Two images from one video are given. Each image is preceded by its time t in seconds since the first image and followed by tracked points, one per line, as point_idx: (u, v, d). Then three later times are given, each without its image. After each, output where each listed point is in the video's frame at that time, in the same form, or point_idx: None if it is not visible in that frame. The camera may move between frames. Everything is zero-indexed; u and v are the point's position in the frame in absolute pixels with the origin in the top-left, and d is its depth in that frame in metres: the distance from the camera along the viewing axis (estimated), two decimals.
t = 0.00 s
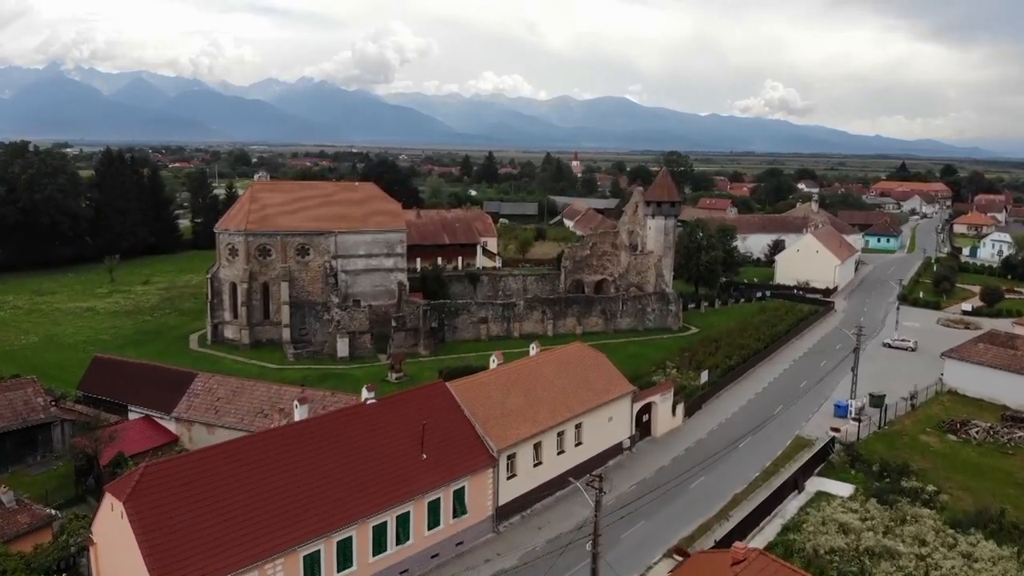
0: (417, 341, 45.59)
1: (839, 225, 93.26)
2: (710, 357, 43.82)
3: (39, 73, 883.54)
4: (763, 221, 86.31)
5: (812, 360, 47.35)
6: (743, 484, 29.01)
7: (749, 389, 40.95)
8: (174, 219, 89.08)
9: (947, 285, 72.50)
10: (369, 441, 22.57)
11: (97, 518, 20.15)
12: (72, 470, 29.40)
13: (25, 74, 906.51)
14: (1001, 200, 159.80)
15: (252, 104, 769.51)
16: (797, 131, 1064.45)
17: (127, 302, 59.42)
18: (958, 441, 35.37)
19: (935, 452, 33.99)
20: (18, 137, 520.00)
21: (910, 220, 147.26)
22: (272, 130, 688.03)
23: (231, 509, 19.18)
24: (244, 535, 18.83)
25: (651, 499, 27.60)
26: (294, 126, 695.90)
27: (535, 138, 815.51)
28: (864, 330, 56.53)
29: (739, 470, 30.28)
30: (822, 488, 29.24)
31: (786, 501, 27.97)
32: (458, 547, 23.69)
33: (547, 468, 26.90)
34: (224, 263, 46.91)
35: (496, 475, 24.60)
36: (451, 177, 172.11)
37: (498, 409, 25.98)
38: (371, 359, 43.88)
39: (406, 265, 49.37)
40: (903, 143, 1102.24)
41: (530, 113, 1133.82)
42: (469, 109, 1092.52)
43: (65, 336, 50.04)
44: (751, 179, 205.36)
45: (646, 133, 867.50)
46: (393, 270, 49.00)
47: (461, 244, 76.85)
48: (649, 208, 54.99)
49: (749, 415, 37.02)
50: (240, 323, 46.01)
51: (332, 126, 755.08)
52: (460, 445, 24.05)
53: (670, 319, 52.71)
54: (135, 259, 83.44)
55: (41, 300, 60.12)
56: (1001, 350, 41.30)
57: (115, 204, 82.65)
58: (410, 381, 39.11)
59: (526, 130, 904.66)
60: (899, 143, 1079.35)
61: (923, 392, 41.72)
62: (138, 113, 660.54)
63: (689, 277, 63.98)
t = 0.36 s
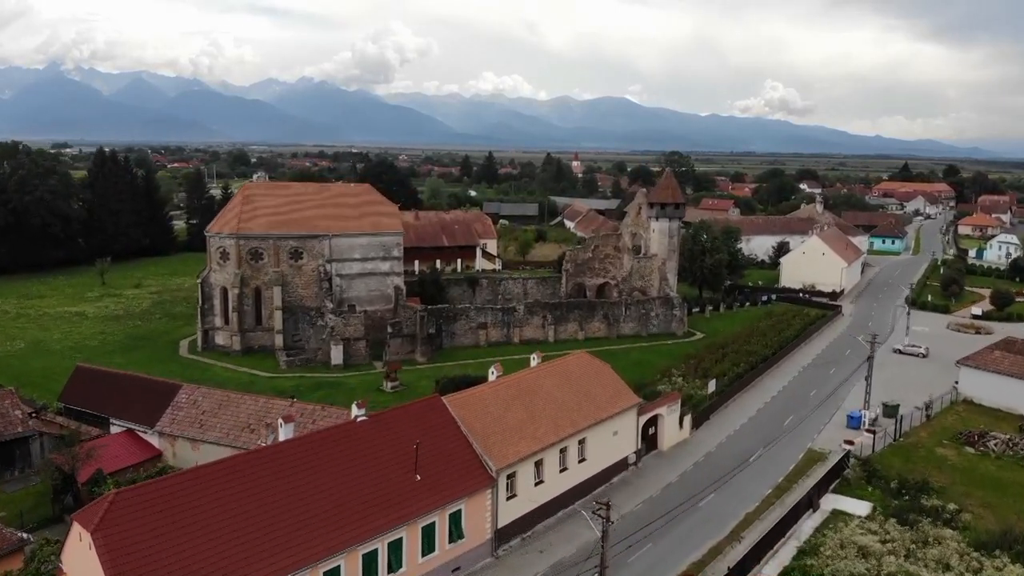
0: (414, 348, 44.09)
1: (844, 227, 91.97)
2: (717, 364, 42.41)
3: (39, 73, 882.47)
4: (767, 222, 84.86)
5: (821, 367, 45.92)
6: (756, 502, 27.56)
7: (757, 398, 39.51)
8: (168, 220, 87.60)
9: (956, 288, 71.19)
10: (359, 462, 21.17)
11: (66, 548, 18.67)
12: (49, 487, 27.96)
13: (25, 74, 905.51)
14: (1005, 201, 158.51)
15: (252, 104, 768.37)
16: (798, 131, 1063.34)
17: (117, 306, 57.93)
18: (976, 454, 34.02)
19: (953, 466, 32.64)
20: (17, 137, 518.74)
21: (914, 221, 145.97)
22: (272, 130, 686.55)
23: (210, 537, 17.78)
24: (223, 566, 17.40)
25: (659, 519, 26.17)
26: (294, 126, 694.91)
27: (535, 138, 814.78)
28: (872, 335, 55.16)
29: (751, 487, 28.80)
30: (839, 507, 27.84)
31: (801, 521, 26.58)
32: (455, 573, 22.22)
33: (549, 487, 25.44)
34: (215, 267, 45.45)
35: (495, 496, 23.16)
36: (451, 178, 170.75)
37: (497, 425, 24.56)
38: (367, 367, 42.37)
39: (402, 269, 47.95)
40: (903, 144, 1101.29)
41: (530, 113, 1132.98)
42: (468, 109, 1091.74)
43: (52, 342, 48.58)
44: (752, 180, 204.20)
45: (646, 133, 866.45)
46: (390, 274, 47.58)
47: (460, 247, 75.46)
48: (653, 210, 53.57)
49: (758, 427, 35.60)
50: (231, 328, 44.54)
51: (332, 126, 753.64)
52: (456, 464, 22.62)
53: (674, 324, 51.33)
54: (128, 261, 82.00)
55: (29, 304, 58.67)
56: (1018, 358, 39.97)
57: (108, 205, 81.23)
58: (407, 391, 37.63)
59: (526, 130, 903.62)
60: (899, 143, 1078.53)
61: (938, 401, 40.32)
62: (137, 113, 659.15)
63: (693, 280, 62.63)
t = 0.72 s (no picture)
0: (410, 355, 42.54)
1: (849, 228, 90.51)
2: (724, 372, 40.94)
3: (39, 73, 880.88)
4: (771, 223, 83.44)
5: (831, 375, 44.46)
6: (769, 523, 26.07)
7: (768, 409, 38.02)
8: (162, 222, 86.12)
9: (965, 291, 69.75)
10: (347, 485, 19.70)
11: None
12: (23, 507, 26.43)
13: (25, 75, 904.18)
14: (1010, 202, 156.95)
15: (252, 105, 767.10)
16: (798, 131, 1063.52)
17: (106, 310, 56.46)
18: (996, 468, 32.58)
19: (973, 480, 31.20)
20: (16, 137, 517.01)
21: (917, 222, 144.62)
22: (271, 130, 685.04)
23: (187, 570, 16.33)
24: None
25: (667, 541, 24.67)
26: (294, 126, 693.69)
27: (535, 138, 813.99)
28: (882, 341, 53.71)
29: (764, 506, 27.31)
30: (856, 527, 26.39)
31: (818, 544, 25.12)
32: None
33: (551, 508, 23.96)
34: (205, 271, 44.00)
35: (494, 520, 21.68)
36: (450, 178, 169.29)
37: (496, 442, 23.07)
38: (362, 375, 40.85)
39: (399, 273, 46.45)
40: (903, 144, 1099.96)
41: (530, 113, 1131.65)
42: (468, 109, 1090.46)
43: (38, 348, 47.15)
44: (754, 180, 202.67)
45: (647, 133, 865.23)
46: (386, 279, 46.06)
47: (460, 249, 74.03)
48: (657, 212, 52.09)
49: (769, 439, 34.12)
50: (221, 335, 43.08)
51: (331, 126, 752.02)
52: (452, 487, 21.16)
53: (679, 330, 49.86)
54: (121, 264, 80.54)
55: (18, 308, 57.22)
56: None
57: (100, 206, 79.78)
58: (402, 401, 36.14)
59: (526, 130, 902.31)
60: (899, 143, 1077.20)
61: (954, 411, 38.86)
62: (137, 113, 657.72)
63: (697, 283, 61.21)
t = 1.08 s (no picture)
0: (406, 363, 40.92)
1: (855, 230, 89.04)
2: (732, 381, 39.42)
3: (38, 73, 879.40)
4: (776, 225, 81.96)
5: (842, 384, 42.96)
6: (785, 546, 24.56)
7: (778, 420, 36.53)
8: (156, 223, 84.54)
9: (974, 295, 68.26)
10: (332, 513, 18.18)
11: None
12: None
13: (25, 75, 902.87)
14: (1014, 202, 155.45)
15: (252, 104, 765.87)
16: (798, 131, 1062.24)
17: (95, 315, 54.99)
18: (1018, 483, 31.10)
19: (996, 497, 29.71)
20: (15, 137, 515.54)
21: (921, 223, 143.05)
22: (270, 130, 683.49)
23: None
24: None
25: (676, 566, 23.16)
26: (294, 126, 692.55)
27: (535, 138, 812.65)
28: (893, 347, 52.22)
29: (778, 528, 25.79)
30: (875, 551, 24.88)
31: (836, 569, 23.58)
32: None
33: (553, 532, 22.44)
34: (194, 276, 42.51)
35: (493, 548, 20.17)
36: (450, 178, 167.75)
37: (495, 462, 21.59)
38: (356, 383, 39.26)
39: (394, 277, 44.90)
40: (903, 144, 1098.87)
41: (530, 113, 1130.26)
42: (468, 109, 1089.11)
43: (23, 355, 45.66)
44: (756, 180, 201.11)
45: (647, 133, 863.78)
46: (381, 283, 44.51)
47: (458, 251, 72.56)
48: (661, 214, 50.58)
49: (781, 453, 32.62)
50: (211, 342, 41.57)
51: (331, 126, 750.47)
52: (445, 513, 19.63)
53: (684, 336, 48.33)
54: (114, 266, 79.01)
55: (5, 313, 55.73)
56: None
57: (93, 208, 78.22)
58: (397, 412, 34.59)
59: (526, 130, 900.95)
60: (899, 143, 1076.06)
61: (971, 422, 37.36)
62: (136, 113, 656.09)
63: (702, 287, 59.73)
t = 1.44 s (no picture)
0: (402, 372, 39.29)
1: (860, 231, 87.67)
2: (741, 391, 37.92)
3: (38, 73, 878.01)
4: (781, 227, 80.49)
5: (854, 394, 41.49)
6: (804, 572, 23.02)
7: (789, 433, 35.01)
8: (150, 225, 82.93)
9: (984, 299, 66.86)
10: (317, 546, 16.59)
11: None
12: None
13: (24, 75, 901.73)
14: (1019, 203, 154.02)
15: (252, 105, 764.29)
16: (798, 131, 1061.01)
17: (82, 320, 53.47)
18: None
19: (1021, 517, 28.23)
20: (14, 138, 514.14)
21: (925, 224, 141.72)
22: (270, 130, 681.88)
23: None
24: None
25: None
26: (293, 126, 691.43)
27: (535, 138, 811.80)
28: (904, 354, 50.78)
29: (795, 551, 24.26)
30: None
31: None
32: None
33: (557, 559, 20.91)
34: (182, 281, 40.95)
35: None
36: (450, 178, 166.23)
37: (494, 485, 20.04)
38: (350, 393, 37.68)
39: (390, 282, 43.43)
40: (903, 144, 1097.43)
41: (530, 113, 1128.95)
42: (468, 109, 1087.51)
43: (5, 363, 44.10)
44: (757, 180, 199.67)
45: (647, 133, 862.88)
46: (376, 288, 43.03)
47: (457, 253, 71.07)
48: (665, 216, 49.13)
49: (794, 469, 31.11)
50: (199, 350, 39.98)
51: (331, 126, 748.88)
52: (440, 543, 18.05)
53: (690, 342, 46.82)
54: (105, 269, 77.40)
55: None
56: None
57: (84, 209, 76.61)
58: (392, 425, 33.02)
59: (526, 130, 899.84)
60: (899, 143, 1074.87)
61: (990, 434, 35.91)
62: (135, 113, 654.32)
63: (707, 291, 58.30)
